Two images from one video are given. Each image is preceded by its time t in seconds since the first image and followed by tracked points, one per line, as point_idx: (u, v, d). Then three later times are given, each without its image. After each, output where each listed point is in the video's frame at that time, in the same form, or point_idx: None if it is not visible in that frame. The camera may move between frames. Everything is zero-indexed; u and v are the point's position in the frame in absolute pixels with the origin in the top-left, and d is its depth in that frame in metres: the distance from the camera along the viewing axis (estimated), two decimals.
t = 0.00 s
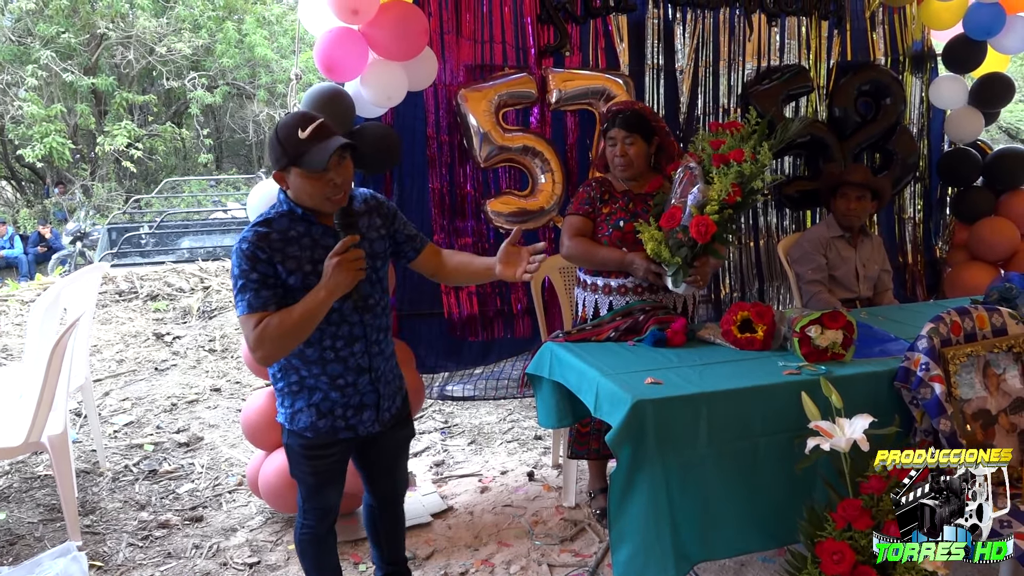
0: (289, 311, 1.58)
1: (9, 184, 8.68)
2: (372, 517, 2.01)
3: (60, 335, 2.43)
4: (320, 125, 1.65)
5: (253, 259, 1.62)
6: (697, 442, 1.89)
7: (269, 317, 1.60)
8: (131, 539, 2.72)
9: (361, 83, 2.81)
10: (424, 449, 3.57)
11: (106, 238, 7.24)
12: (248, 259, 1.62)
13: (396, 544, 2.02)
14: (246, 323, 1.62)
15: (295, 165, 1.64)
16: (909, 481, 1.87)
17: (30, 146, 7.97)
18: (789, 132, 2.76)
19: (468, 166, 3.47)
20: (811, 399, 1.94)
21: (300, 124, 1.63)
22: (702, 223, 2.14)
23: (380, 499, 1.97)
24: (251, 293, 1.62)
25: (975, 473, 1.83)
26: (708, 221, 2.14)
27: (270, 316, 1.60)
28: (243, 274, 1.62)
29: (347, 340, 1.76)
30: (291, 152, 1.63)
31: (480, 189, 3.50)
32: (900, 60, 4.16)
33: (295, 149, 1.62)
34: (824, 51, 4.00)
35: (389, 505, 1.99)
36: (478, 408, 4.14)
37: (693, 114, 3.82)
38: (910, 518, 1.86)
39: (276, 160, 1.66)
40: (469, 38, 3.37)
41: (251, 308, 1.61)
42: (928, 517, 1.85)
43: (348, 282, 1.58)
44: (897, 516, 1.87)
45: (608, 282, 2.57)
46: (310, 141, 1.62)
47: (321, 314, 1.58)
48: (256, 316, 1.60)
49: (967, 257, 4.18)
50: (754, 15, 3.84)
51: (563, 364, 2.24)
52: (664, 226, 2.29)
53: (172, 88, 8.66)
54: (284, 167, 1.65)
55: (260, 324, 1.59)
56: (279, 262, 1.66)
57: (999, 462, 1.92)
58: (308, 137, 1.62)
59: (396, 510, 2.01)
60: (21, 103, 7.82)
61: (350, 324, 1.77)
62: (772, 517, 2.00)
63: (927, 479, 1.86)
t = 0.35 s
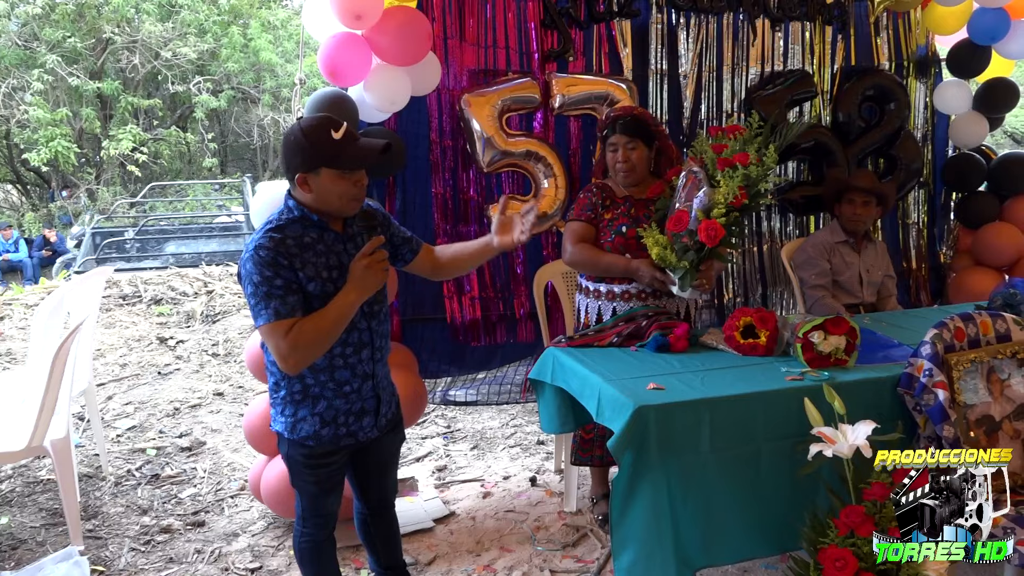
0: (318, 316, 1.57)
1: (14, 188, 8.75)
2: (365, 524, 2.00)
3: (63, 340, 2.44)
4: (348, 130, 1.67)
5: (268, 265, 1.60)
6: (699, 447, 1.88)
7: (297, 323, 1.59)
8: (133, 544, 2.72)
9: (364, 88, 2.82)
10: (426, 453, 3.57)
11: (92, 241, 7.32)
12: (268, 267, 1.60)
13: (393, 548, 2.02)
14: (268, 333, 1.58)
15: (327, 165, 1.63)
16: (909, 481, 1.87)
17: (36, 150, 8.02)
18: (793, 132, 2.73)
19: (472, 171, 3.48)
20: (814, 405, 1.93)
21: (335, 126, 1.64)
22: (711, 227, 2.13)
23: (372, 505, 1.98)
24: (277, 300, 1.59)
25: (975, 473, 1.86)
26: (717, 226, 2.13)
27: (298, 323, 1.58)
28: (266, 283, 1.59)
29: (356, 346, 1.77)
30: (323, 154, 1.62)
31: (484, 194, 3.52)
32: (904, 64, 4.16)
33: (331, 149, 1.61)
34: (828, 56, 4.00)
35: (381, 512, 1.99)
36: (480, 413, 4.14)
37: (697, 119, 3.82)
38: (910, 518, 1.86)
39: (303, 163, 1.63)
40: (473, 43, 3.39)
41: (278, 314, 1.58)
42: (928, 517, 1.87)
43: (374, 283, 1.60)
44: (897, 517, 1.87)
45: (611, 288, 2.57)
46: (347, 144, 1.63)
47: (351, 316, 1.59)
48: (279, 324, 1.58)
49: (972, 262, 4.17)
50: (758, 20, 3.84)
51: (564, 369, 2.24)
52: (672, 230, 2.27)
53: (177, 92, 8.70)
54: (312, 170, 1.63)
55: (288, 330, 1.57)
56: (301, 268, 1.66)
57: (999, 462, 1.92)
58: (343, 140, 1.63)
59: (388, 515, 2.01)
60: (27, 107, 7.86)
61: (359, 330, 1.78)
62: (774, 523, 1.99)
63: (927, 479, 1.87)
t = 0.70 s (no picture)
0: (349, 322, 1.61)
1: (11, 191, 8.73)
2: (361, 529, 2.01)
3: (61, 342, 2.43)
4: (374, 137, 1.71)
5: (302, 270, 1.61)
6: (697, 452, 1.88)
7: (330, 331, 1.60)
8: (129, 548, 2.71)
9: (363, 92, 2.82)
10: (424, 458, 3.56)
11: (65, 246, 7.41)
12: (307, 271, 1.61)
13: (388, 553, 2.02)
14: (299, 342, 1.58)
15: (360, 172, 1.66)
16: (909, 482, 1.83)
17: (33, 153, 8.01)
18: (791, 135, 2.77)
19: (470, 176, 3.48)
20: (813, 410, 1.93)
21: (366, 133, 1.68)
22: (714, 233, 2.15)
23: (368, 511, 1.98)
24: (314, 305, 1.59)
25: (975, 473, 1.82)
26: (721, 231, 2.15)
27: (333, 330, 1.60)
28: (301, 287, 1.59)
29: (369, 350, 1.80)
30: (358, 162, 1.65)
31: (482, 199, 3.51)
32: (902, 70, 4.17)
33: (365, 157, 1.65)
34: (827, 62, 4.01)
35: (376, 519, 1.99)
36: (478, 418, 4.13)
37: (696, 123, 3.83)
38: (909, 518, 1.83)
39: (336, 170, 1.65)
40: (472, 47, 3.38)
41: (313, 319, 1.58)
42: (928, 517, 1.82)
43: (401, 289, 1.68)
44: (896, 516, 1.84)
45: (610, 293, 2.56)
46: (379, 152, 1.68)
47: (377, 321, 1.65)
48: (312, 332, 1.58)
49: (969, 267, 4.18)
50: (756, 26, 3.85)
51: (563, 373, 2.24)
52: (675, 236, 2.27)
53: (175, 96, 8.69)
54: (345, 177, 1.66)
55: (325, 337, 1.59)
56: (330, 275, 1.67)
57: (998, 462, 1.89)
58: (374, 148, 1.68)
59: (383, 521, 2.00)
60: (25, 110, 7.85)
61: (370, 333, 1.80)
62: (772, 528, 1.99)
63: (927, 479, 1.83)
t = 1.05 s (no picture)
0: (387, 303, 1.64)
1: (14, 185, 8.85)
2: (371, 524, 2.02)
3: (63, 337, 2.42)
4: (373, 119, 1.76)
5: (339, 258, 1.62)
6: (701, 452, 1.87)
7: (375, 314, 1.62)
8: (131, 542, 2.70)
9: (368, 88, 2.80)
10: (426, 455, 3.56)
11: (45, 245, 7.38)
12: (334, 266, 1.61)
13: (396, 549, 2.02)
14: (348, 330, 1.59)
15: (370, 153, 1.71)
16: (909, 481, 1.84)
17: (37, 147, 8.02)
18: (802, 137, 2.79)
19: (475, 173, 3.46)
20: (817, 411, 1.92)
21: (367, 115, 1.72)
22: (739, 233, 2.13)
23: (381, 507, 1.99)
24: (355, 293, 1.60)
25: (975, 473, 1.84)
26: (745, 232, 2.13)
27: (377, 312, 1.62)
28: (342, 275, 1.61)
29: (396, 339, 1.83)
30: (367, 143, 1.69)
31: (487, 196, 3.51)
32: (908, 71, 4.16)
33: (373, 138, 1.70)
34: (833, 62, 4.00)
35: (387, 515, 2.00)
36: (480, 416, 4.12)
37: (701, 123, 3.81)
38: (910, 518, 1.84)
39: (348, 152, 1.69)
40: (478, 45, 3.38)
41: (359, 304, 1.60)
42: (928, 517, 1.84)
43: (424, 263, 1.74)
44: (896, 516, 1.84)
45: (618, 292, 2.55)
46: (383, 131, 1.72)
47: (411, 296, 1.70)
48: (360, 317, 1.59)
49: (974, 270, 4.17)
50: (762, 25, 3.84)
51: (566, 372, 2.24)
52: (694, 236, 2.22)
53: (179, 92, 8.68)
54: (357, 158, 1.69)
55: (372, 320, 1.61)
56: (363, 260, 1.68)
57: (998, 462, 1.90)
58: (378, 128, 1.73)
59: (393, 518, 2.02)
60: (28, 105, 7.85)
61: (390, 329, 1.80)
62: (775, 528, 1.98)
63: (927, 479, 1.84)
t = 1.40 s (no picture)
0: (435, 286, 1.70)
1: (22, 180, 9.04)
2: (389, 521, 2.07)
3: (72, 332, 2.44)
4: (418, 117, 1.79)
5: (387, 243, 1.66)
6: (708, 454, 1.87)
7: (423, 299, 1.67)
8: (137, 537, 2.71)
9: (378, 87, 2.80)
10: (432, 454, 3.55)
11: (40, 234, 7.14)
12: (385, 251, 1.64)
13: (408, 547, 2.08)
14: (394, 314, 1.63)
15: (414, 151, 1.74)
16: (909, 481, 1.81)
17: (46, 142, 8.04)
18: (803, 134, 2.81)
19: (484, 172, 3.46)
20: (824, 414, 1.92)
21: (414, 113, 1.75)
22: (763, 225, 2.16)
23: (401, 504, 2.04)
24: (403, 276, 1.64)
25: (975, 473, 1.82)
26: (769, 225, 2.17)
27: (423, 296, 1.67)
28: (390, 259, 1.64)
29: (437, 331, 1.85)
30: (413, 141, 1.73)
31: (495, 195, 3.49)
32: (919, 75, 4.14)
33: (418, 136, 1.74)
34: (843, 66, 3.98)
35: (406, 513, 2.06)
36: (485, 415, 4.12)
37: (710, 124, 3.81)
38: (910, 518, 1.82)
39: (393, 149, 1.72)
40: (487, 44, 3.38)
41: (407, 288, 1.64)
42: (928, 517, 1.82)
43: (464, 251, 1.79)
44: (897, 516, 1.82)
45: (632, 294, 2.54)
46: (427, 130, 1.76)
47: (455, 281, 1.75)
48: (408, 300, 1.64)
49: (982, 275, 4.16)
50: (773, 28, 3.84)
51: (573, 372, 2.24)
52: (719, 232, 2.22)
53: (187, 88, 8.71)
54: (400, 155, 1.73)
55: (420, 304, 1.66)
56: (408, 246, 1.73)
57: (998, 462, 1.88)
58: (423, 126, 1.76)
59: (410, 516, 2.07)
60: (38, 100, 7.87)
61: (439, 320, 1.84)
62: (781, 532, 1.98)
63: (927, 479, 1.81)
